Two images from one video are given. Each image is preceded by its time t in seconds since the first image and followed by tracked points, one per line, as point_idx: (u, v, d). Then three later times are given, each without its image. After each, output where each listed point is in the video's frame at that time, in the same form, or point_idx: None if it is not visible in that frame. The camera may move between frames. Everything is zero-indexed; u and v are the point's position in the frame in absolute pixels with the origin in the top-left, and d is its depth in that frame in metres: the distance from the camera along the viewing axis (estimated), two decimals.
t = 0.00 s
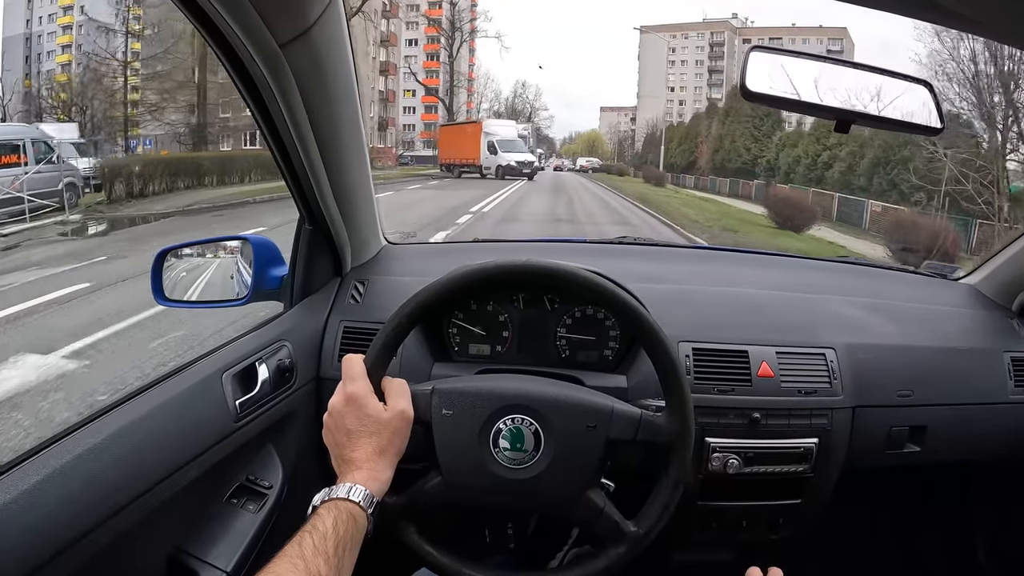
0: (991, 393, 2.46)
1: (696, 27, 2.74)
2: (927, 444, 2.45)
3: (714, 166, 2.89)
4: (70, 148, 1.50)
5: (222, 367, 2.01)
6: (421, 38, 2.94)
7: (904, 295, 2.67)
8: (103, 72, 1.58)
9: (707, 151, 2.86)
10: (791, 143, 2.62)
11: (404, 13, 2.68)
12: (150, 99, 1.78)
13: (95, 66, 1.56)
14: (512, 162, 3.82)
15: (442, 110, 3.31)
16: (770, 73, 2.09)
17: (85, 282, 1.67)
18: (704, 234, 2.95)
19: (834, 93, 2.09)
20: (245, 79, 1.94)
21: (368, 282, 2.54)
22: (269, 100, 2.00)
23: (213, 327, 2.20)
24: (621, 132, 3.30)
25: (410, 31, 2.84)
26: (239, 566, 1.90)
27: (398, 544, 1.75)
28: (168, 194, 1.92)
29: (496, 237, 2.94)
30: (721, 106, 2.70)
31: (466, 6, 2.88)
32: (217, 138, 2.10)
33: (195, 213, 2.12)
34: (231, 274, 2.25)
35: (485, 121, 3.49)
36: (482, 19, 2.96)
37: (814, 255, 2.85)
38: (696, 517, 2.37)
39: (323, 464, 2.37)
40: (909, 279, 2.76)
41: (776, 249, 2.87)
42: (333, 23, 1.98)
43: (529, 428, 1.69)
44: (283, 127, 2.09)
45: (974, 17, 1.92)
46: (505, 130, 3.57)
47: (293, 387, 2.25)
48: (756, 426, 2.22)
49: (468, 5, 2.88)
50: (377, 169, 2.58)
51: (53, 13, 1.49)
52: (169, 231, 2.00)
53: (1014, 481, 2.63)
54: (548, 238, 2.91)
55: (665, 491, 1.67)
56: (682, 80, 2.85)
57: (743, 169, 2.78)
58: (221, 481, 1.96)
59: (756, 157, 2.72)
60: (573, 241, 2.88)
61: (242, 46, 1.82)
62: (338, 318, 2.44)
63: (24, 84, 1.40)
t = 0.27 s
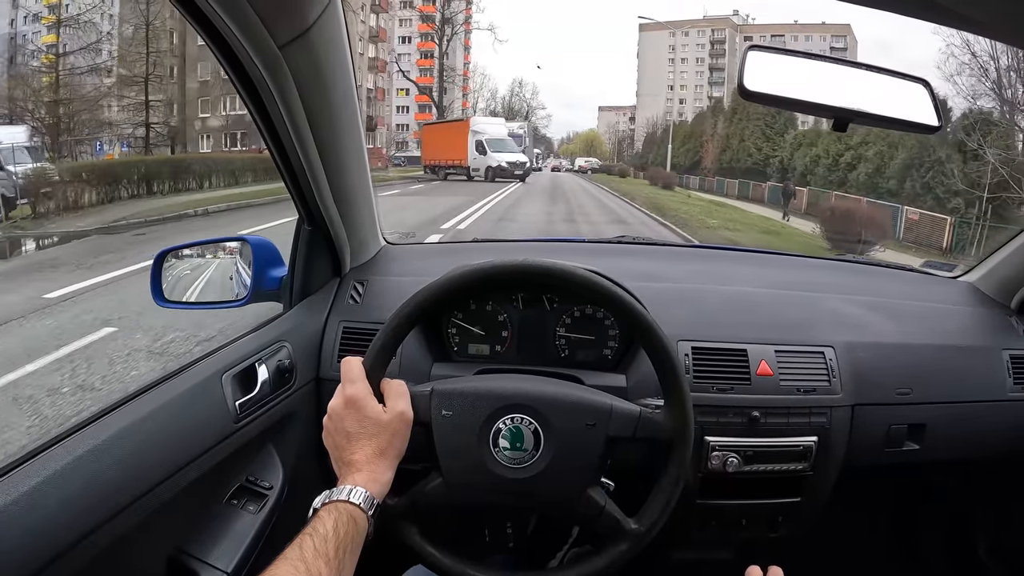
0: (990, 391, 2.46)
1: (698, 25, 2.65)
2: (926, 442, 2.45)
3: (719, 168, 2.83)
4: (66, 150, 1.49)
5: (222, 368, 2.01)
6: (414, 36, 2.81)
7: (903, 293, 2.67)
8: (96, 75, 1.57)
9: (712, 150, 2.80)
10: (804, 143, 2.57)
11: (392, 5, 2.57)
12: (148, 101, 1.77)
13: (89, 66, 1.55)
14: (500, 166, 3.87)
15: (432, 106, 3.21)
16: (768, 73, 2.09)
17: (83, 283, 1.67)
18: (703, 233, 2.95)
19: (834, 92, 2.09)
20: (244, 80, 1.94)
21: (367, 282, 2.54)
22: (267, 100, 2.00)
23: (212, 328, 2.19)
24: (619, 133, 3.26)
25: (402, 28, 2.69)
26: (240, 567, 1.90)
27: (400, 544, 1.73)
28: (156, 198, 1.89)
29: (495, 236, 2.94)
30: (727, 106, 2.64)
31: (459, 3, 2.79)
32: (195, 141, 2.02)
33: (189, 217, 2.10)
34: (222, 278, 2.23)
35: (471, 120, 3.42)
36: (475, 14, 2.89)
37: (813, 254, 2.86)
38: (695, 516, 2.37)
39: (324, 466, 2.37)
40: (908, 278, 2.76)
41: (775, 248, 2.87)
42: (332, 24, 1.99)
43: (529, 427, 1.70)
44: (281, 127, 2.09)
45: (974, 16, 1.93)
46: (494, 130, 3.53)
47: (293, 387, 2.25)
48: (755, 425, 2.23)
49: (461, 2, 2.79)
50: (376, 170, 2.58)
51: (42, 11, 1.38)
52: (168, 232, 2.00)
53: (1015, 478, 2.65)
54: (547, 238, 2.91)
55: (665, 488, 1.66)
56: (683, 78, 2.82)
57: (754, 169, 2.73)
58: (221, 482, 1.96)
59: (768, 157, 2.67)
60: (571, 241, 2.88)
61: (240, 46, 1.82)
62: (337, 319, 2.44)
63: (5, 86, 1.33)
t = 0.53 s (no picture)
0: (988, 392, 2.45)
1: (700, 22, 2.64)
2: (924, 443, 2.45)
3: (728, 168, 2.89)
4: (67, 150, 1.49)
5: (218, 369, 2.00)
6: (409, 32, 2.82)
7: (901, 293, 2.66)
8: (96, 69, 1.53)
9: (721, 150, 2.85)
10: (826, 142, 2.55)
11: None
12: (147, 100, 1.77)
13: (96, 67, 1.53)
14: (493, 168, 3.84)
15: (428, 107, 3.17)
16: (765, 72, 2.09)
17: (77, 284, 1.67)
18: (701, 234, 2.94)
19: (831, 90, 2.09)
20: (237, 81, 1.93)
21: (363, 283, 2.54)
22: (261, 102, 1.99)
23: (208, 329, 2.19)
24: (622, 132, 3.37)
25: (396, 23, 2.70)
26: (234, 569, 1.90)
27: (394, 546, 1.73)
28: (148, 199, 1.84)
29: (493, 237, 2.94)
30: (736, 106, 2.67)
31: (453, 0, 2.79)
32: (174, 142, 1.92)
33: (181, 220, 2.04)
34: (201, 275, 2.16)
35: (457, 117, 3.29)
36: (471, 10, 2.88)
37: (811, 254, 2.85)
38: (692, 517, 2.36)
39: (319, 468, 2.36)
40: (906, 278, 2.75)
41: (772, 248, 2.87)
42: (325, 24, 1.98)
43: (523, 429, 1.70)
44: (275, 129, 2.08)
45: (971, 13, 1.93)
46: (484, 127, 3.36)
47: (289, 389, 2.25)
48: (753, 426, 2.22)
49: None
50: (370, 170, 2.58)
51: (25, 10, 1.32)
52: (166, 235, 2.00)
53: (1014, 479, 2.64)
54: (545, 239, 2.91)
55: (661, 488, 1.66)
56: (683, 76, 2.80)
57: (769, 170, 2.77)
58: (216, 483, 1.96)
59: (784, 157, 2.69)
60: (570, 241, 2.88)
61: (233, 48, 1.82)
62: (334, 320, 2.44)
63: None
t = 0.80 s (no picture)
0: (990, 394, 2.45)
1: (705, 19, 2.62)
2: (925, 446, 2.44)
3: (740, 169, 2.89)
4: (59, 152, 1.51)
5: (218, 371, 2.01)
6: (405, 30, 2.78)
7: (902, 295, 2.66)
8: (86, 58, 1.52)
9: (732, 150, 2.83)
10: (855, 143, 2.51)
11: None
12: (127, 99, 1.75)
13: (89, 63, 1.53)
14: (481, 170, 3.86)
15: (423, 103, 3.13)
16: (763, 74, 2.09)
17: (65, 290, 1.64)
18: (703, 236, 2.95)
19: (829, 92, 2.09)
20: (236, 83, 1.93)
21: (364, 285, 2.54)
22: (260, 105, 1.99)
23: (209, 331, 2.20)
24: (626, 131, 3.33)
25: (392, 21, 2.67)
26: (234, 570, 1.90)
27: (394, 549, 1.73)
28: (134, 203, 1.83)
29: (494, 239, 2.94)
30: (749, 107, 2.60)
31: None
32: (154, 142, 1.87)
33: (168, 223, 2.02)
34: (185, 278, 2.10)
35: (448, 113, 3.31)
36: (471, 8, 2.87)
37: (813, 256, 2.85)
38: (693, 519, 2.36)
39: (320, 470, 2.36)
40: (908, 280, 2.75)
41: (774, 250, 2.86)
42: (324, 26, 1.98)
43: (523, 432, 1.70)
44: (275, 132, 2.08)
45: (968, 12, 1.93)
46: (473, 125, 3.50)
47: (290, 391, 2.25)
48: (753, 429, 2.22)
49: None
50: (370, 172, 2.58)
51: (13, 9, 1.36)
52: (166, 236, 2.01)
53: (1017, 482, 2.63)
54: (546, 240, 2.91)
55: (661, 490, 1.67)
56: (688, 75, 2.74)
57: (789, 172, 2.71)
58: (217, 485, 1.96)
59: (806, 158, 2.64)
60: (572, 243, 2.88)
61: (232, 52, 1.81)
62: (335, 322, 2.44)
63: None
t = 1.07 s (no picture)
0: (1006, 397, 2.42)
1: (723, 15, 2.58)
2: (940, 448, 2.42)
3: (766, 172, 2.84)
4: (66, 150, 1.51)
5: (233, 367, 2.01)
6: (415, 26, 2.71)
7: (918, 297, 2.64)
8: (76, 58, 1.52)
9: (756, 150, 2.81)
10: (892, 145, 2.50)
11: None
12: (115, 99, 1.70)
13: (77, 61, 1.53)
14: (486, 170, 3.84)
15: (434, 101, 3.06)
16: (780, 74, 2.07)
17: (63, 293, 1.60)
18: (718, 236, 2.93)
19: (846, 91, 2.07)
20: (253, 80, 1.93)
21: (379, 282, 2.54)
22: (278, 102, 2.00)
23: (224, 327, 2.21)
24: (637, 131, 3.37)
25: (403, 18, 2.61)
26: (248, 565, 1.90)
27: (410, 548, 1.73)
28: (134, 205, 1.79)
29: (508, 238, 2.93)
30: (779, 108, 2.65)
31: None
32: (141, 144, 1.82)
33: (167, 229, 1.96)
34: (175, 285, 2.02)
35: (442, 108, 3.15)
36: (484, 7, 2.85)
37: (827, 257, 2.83)
38: (706, 520, 2.35)
39: (334, 466, 2.36)
40: (923, 281, 2.73)
41: (789, 250, 2.84)
42: (340, 23, 1.98)
43: (538, 430, 1.70)
44: (291, 129, 2.09)
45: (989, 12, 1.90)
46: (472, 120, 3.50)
47: (305, 387, 2.25)
48: (767, 429, 2.21)
49: None
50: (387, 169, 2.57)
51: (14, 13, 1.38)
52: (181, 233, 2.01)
53: None
54: (561, 239, 2.91)
55: (676, 486, 1.66)
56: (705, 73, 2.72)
57: (823, 174, 2.70)
58: (231, 480, 1.97)
59: (843, 160, 2.63)
60: (587, 242, 2.88)
61: (249, 49, 1.82)
62: (349, 319, 2.43)
63: None
